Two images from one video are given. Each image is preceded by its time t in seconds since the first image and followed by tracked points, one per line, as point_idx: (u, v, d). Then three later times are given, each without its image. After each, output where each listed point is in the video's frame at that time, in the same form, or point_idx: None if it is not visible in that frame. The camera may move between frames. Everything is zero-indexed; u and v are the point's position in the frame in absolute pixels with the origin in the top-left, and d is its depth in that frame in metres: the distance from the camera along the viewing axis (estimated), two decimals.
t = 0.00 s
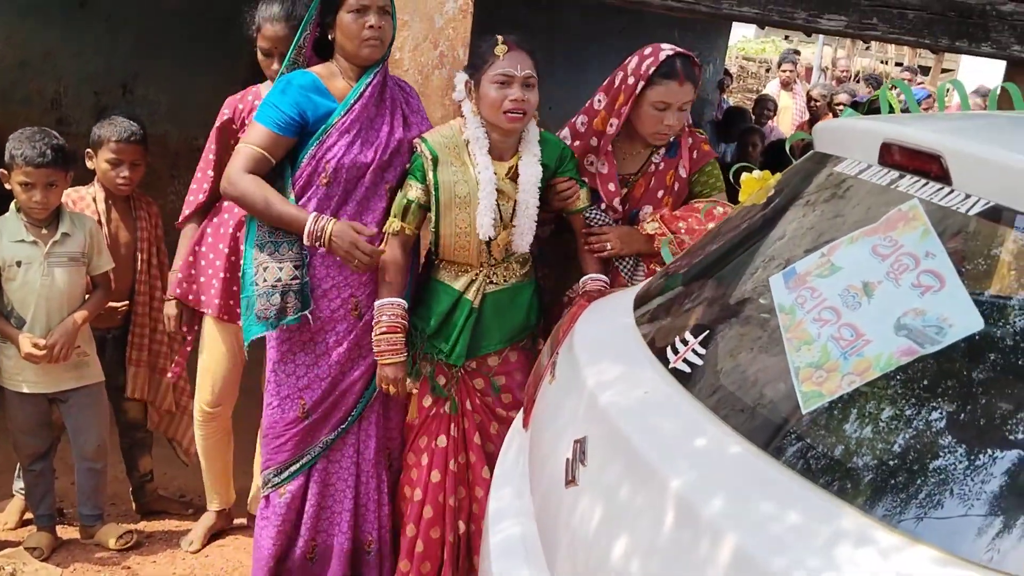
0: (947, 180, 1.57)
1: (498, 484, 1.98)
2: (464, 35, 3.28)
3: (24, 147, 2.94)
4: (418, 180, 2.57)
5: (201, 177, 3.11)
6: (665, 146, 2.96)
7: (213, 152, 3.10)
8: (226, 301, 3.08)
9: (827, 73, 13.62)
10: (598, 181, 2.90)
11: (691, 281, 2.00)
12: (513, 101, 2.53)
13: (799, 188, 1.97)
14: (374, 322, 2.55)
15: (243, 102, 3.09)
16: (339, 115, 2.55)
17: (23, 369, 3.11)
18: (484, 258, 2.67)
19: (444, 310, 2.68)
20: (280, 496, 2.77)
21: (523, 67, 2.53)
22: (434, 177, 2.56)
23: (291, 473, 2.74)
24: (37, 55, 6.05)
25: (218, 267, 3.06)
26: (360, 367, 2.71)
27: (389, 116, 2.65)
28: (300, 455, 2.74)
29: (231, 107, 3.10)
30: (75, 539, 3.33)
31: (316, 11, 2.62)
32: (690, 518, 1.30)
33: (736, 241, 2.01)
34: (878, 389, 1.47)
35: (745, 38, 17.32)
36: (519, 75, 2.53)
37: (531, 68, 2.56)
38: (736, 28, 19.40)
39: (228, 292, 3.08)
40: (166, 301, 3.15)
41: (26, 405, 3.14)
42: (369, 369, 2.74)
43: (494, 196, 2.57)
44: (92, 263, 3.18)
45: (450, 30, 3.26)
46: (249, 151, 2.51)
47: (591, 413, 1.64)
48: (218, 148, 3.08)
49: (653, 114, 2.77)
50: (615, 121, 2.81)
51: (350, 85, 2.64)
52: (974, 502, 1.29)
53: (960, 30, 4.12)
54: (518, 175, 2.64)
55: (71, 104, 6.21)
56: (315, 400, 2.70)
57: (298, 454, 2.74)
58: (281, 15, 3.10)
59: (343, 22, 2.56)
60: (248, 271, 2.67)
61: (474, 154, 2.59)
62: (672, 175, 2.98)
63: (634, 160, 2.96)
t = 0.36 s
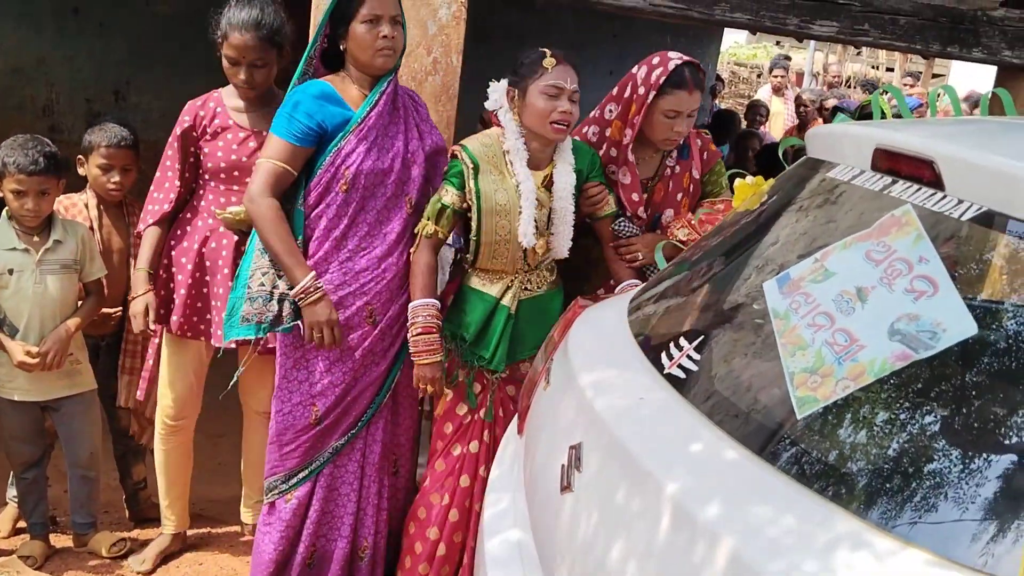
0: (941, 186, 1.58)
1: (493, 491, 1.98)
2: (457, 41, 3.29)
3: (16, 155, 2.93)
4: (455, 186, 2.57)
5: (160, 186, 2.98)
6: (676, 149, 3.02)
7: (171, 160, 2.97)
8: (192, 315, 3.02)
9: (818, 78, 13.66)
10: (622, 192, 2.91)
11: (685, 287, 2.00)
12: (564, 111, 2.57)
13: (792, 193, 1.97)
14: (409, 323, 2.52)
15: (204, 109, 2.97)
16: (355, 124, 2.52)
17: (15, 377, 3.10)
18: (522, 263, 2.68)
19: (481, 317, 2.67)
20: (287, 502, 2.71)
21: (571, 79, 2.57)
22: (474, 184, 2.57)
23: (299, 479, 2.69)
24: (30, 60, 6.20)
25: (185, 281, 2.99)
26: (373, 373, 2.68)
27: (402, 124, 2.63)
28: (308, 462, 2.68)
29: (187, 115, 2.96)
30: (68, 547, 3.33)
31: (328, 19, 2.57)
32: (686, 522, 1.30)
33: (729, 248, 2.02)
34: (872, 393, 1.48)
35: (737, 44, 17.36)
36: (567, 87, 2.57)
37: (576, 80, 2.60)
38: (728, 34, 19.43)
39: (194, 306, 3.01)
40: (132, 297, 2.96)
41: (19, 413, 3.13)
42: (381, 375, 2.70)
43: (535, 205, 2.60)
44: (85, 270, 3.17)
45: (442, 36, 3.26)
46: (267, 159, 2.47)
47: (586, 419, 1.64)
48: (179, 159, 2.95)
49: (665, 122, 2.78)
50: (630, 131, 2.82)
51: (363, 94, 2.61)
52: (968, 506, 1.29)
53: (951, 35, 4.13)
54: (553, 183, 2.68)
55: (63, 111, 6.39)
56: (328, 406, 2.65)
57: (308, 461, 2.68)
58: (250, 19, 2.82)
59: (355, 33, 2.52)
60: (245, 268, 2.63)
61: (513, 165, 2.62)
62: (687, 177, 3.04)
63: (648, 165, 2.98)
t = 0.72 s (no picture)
0: (938, 186, 1.58)
1: (489, 493, 1.98)
2: (453, 41, 3.28)
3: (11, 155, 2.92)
4: (490, 189, 2.56)
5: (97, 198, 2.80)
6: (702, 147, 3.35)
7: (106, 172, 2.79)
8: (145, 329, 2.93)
9: (812, 79, 13.68)
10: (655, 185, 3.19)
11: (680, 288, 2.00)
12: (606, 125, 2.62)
13: (788, 193, 1.97)
14: (441, 323, 2.52)
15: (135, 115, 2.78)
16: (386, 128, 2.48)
17: (9, 380, 3.09)
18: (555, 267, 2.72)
19: (515, 319, 2.68)
20: (358, 514, 2.72)
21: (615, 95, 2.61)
22: (512, 191, 2.57)
23: (368, 489, 2.70)
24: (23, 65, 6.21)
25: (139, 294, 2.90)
26: (423, 372, 2.68)
27: (430, 131, 2.59)
28: (376, 470, 2.69)
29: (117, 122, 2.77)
30: (63, 549, 3.32)
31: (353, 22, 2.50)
32: (683, 524, 1.29)
33: (726, 249, 2.01)
34: (869, 393, 1.47)
35: (731, 45, 17.39)
36: (612, 103, 2.61)
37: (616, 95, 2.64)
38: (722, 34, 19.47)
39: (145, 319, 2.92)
40: (97, 316, 2.78)
41: (12, 415, 3.12)
42: (430, 373, 2.71)
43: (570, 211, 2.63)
44: (77, 271, 3.17)
45: (438, 36, 3.26)
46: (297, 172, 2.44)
47: (584, 421, 1.64)
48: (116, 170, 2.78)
49: (700, 118, 3.08)
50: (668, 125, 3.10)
51: (390, 100, 2.56)
52: (966, 505, 1.29)
53: (946, 35, 4.14)
54: (583, 187, 2.72)
55: (58, 112, 6.35)
56: (387, 414, 2.64)
57: (375, 470, 2.69)
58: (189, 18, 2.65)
59: (382, 39, 2.47)
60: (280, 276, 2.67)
61: (549, 172, 2.62)
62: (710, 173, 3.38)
63: (676, 162, 3.29)
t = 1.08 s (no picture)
0: (938, 178, 1.56)
1: (487, 486, 1.97)
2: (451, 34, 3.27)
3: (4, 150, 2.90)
4: (539, 190, 2.55)
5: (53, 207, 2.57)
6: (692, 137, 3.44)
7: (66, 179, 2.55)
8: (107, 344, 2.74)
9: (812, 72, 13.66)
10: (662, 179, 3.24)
11: (680, 281, 1.99)
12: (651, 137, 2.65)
13: (788, 187, 1.96)
14: (482, 320, 2.52)
15: (103, 120, 2.56)
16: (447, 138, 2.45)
17: (6, 374, 3.05)
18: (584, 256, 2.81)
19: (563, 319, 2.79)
20: (417, 523, 2.73)
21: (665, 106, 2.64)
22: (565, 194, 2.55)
23: (430, 499, 2.72)
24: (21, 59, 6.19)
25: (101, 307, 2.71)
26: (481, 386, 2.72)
27: (481, 139, 2.58)
28: (436, 483, 2.71)
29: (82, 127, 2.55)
30: (61, 544, 3.31)
31: (405, 31, 2.43)
32: (682, 519, 1.28)
33: (725, 242, 2.01)
34: (869, 388, 1.47)
35: (731, 38, 17.37)
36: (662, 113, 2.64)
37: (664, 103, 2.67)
38: (721, 28, 19.45)
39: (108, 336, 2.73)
40: (59, 351, 2.53)
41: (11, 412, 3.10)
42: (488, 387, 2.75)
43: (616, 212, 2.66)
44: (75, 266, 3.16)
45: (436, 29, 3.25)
46: (362, 192, 2.35)
47: (582, 416, 1.63)
48: (77, 179, 2.54)
49: (700, 115, 3.13)
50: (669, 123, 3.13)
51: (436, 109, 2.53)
52: (967, 501, 1.28)
53: (946, 28, 4.12)
54: (624, 184, 2.77)
55: (55, 106, 6.35)
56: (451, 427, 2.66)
57: (435, 482, 2.71)
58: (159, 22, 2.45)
59: (434, 50, 2.41)
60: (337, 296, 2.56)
61: (595, 172, 2.62)
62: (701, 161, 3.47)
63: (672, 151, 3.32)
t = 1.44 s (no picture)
0: (942, 168, 1.55)
1: (487, 476, 1.97)
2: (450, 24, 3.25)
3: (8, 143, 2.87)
4: (614, 201, 2.60)
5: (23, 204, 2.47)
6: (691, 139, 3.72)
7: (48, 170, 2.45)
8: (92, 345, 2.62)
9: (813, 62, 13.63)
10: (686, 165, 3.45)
11: (681, 272, 1.98)
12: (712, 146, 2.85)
13: (789, 177, 1.95)
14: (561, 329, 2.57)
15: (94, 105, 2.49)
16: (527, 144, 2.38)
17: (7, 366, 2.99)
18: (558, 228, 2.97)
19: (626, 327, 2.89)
20: (446, 525, 2.58)
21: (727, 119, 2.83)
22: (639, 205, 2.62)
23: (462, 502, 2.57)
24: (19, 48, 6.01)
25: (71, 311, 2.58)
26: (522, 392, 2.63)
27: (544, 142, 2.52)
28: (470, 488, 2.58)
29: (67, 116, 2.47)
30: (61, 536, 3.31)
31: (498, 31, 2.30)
32: (682, 511, 1.27)
33: (725, 233, 1.99)
34: (871, 379, 1.45)
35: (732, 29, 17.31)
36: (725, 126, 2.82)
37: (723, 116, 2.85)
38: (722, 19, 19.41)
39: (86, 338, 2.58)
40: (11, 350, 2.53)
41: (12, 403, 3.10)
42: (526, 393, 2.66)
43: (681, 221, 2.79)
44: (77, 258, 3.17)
45: (435, 19, 3.24)
46: (458, 203, 2.21)
47: (582, 408, 1.62)
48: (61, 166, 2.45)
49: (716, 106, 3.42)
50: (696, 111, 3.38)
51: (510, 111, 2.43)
52: (969, 493, 1.27)
53: (947, 18, 4.11)
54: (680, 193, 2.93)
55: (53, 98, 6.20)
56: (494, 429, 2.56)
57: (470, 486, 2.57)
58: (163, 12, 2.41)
59: (523, 54, 2.34)
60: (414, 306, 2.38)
61: (663, 184, 2.71)
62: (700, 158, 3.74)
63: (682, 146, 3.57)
